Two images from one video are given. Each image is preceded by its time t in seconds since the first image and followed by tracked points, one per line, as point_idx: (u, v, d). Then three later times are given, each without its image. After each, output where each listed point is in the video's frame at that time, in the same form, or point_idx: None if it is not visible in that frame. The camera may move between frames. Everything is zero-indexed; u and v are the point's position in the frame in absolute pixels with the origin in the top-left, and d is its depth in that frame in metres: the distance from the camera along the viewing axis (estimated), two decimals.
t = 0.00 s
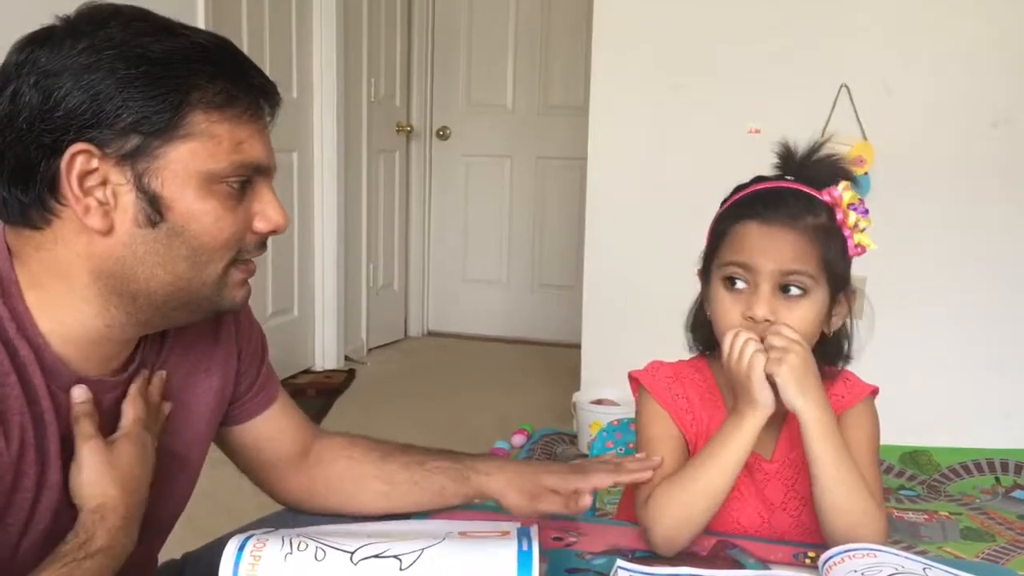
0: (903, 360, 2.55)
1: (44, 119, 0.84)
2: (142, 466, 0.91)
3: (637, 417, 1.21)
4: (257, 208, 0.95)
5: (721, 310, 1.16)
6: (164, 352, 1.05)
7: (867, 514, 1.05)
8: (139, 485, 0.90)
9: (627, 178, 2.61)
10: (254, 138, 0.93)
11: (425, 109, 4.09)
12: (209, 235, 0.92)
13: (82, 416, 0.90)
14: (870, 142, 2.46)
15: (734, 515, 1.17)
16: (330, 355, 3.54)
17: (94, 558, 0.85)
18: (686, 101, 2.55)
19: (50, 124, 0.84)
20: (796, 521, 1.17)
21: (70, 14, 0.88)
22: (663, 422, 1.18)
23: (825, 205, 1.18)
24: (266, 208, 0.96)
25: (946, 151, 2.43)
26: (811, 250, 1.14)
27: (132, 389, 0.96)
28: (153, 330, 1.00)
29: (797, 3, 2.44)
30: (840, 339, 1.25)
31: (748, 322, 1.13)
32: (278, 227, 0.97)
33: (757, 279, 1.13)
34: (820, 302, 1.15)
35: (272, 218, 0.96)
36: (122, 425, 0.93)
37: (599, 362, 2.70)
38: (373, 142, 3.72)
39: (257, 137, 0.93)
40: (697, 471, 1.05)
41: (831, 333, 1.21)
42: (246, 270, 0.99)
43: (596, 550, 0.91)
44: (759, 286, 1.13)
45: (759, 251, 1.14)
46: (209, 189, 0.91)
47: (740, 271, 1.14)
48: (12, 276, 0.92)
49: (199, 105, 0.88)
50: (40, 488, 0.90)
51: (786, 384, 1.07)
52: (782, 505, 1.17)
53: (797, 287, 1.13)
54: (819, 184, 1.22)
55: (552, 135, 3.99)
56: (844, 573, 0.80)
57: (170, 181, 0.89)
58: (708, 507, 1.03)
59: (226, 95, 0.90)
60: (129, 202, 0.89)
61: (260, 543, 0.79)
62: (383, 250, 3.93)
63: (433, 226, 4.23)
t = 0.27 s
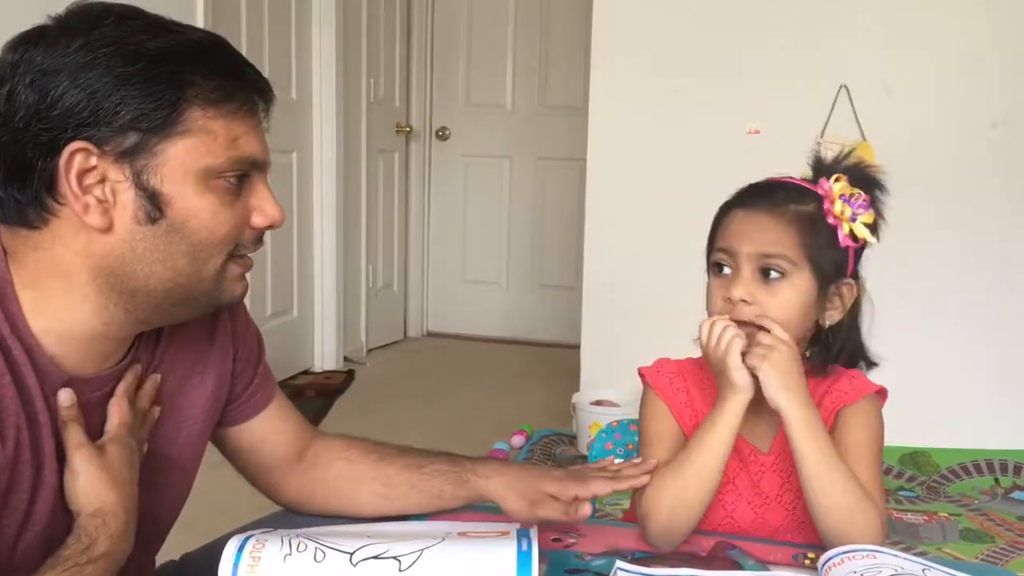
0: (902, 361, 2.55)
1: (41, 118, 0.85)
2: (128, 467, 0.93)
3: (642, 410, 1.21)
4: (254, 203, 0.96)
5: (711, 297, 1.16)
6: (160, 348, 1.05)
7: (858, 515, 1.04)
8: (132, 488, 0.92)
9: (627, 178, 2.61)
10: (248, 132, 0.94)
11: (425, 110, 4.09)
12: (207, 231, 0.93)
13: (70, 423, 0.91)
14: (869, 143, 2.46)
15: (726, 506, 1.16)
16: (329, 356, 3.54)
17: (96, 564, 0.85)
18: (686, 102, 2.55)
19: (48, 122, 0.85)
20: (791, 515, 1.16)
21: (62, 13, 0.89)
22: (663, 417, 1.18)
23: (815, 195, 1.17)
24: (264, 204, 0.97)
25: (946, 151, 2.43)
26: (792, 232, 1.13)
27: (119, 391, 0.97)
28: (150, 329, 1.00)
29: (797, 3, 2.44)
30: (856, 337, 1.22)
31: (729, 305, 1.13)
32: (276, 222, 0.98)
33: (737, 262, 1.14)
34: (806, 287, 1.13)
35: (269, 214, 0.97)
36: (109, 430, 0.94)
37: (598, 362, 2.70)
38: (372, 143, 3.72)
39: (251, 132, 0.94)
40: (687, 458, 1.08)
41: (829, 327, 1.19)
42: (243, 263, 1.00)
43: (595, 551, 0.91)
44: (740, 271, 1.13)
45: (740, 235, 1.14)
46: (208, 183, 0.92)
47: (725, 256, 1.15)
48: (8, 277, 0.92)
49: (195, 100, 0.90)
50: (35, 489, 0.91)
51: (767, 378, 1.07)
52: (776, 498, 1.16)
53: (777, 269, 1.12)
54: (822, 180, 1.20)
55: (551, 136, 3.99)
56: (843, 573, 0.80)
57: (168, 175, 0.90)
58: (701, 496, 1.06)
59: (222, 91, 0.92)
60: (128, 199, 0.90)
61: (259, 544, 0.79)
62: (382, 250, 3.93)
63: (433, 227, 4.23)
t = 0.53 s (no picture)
0: (902, 361, 2.55)
1: (49, 123, 0.84)
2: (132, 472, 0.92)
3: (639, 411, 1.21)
4: (257, 194, 0.97)
5: (705, 293, 1.16)
6: (164, 345, 1.04)
7: (856, 514, 1.04)
8: (133, 489, 0.92)
9: (627, 178, 2.61)
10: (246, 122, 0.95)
11: (425, 110, 4.09)
12: (218, 224, 0.94)
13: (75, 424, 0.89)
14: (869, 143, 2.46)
15: (725, 503, 1.16)
16: (329, 356, 3.54)
17: (97, 566, 0.89)
18: (686, 102, 2.54)
19: (57, 127, 0.84)
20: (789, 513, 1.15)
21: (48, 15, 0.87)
22: (661, 416, 1.18)
23: (809, 191, 1.16)
24: (266, 194, 0.98)
25: (945, 151, 2.43)
26: (783, 230, 1.13)
27: (134, 395, 0.95)
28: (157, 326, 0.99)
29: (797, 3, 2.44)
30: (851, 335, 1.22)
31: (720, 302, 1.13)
32: (277, 210, 0.99)
33: (729, 259, 1.13)
34: (799, 283, 1.12)
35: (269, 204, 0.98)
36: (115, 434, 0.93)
37: (598, 362, 2.70)
38: (372, 143, 3.72)
39: (249, 123, 0.95)
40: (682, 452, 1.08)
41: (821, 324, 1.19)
42: (248, 255, 1.00)
43: (594, 551, 0.91)
44: (732, 267, 1.13)
45: (732, 232, 1.14)
46: (217, 176, 0.93)
47: (717, 253, 1.15)
48: (9, 276, 0.90)
49: (201, 96, 0.90)
50: (41, 486, 0.90)
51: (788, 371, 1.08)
52: (775, 496, 1.15)
53: (768, 265, 1.12)
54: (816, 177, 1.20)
55: (551, 135, 3.99)
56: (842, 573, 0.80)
57: (182, 171, 0.91)
58: (698, 489, 1.06)
59: (222, 86, 0.92)
60: (142, 198, 0.90)
61: (258, 544, 0.79)
62: (382, 250, 3.93)
63: (432, 227, 4.23)
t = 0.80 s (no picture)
0: (902, 360, 2.55)
1: (76, 127, 0.82)
2: (146, 489, 0.92)
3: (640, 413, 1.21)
4: (268, 205, 0.96)
5: (694, 298, 1.17)
6: (171, 348, 1.03)
7: (853, 515, 1.04)
8: (147, 501, 0.91)
9: (627, 178, 2.61)
10: (265, 134, 0.93)
11: (424, 109, 4.09)
12: (233, 234, 0.93)
13: (88, 433, 0.89)
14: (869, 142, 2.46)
15: (728, 503, 1.16)
16: (329, 355, 3.54)
17: None
18: (686, 101, 2.54)
19: (84, 132, 0.83)
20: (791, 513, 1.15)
21: (77, 15, 0.85)
22: (663, 417, 1.18)
23: (793, 190, 1.16)
24: (276, 205, 0.96)
25: (945, 150, 2.43)
26: (767, 233, 1.12)
27: (144, 409, 0.95)
28: (160, 328, 0.97)
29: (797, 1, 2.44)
30: (850, 332, 1.20)
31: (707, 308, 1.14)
32: (287, 221, 0.97)
33: (714, 264, 1.14)
34: (785, 285, 1.12)
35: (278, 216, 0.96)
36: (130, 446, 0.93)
37: (598, 361, 2.70)
38: (371, 142, 3.72)
39: (268, 135, 0.94)
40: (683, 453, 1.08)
41: (814, 321, 1.18)
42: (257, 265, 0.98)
43: (594, 550, 0.91)
44: (717, 272, 1.13)
45: (717, 236, 1.14)
46: (234, 187, 0.92)
47: (703, 258, 1.15)
48: (21, 273, 0.89)
49: (225, 108, 0.89)
50: (52, 486, 0.88)
51: (768, 371, 1.08)
52: (776, 496, 1.15)
53: (752, 270, 1.12)
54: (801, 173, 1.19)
55: (551, 135, 3.98)
56: (842, 573, 0.80)
57: (201, 180, 0.89)
58: (700, 489, 1.06)
59: (248, 99, 0.91)
60: (161, 204, 0.89)
61: (257, 543, 0.79)
62: (382, 249, 3.93)
63: (432, 227, 4.23)
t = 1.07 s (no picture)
0: (902, 359, 2.55)
1: (149, 176, 0.77)
2: (151, 489, 0.89)
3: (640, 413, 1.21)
4: (317, 270, 0.89)
5: (693, 302, 1.17)
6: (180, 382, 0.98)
7: (854, 512, 1.04)
8: (151, 502, 0.88)
9: (626, 177, 2.61)
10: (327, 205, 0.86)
11: (424, 108, 4.08)
12: (280, 298, 0.86)
13: (98, 434, 0.86)
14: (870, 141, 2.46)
15: (726, 502, 1.16)
16: (329, 354, 3.54)
17: None
18: (686, 100, 2.54)
19: (157, 184, 0.77)
20: (788, 512, 1.15)
21: (172, 61, 0.80)
22: (662, 417, 1.18)
23: (787, 191, 1.16)
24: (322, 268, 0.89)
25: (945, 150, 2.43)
26: (762, 237, 1.12)
27: (145, 407, 0.92)
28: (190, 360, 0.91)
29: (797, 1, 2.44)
30: (847, 330, 1.21)
31: (705, 312, 1.14)
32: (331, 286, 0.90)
33: (711, 268, 1.14)
34: (783, 289, 1.12)
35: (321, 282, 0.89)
36: (133, 446, 0.90)
37: (598, 360, 2.70)
38: (371, 141, 3.72)
39: (329, 207, 0.87)
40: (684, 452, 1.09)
41: (813, 321, 1.17)
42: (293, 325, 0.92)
43: (594, 548, 0.91)
44: (715, 277, 1.13)
45: (713, 241, 1.14)
46: (289, 254, 0.85)
47: (699, 262, 1.15)
48: (51, 279, 0.84)
49: (299, 178, 0.82)
50: (64, 490, 0.85)
51: (767, 371, 1.08)
52: (775, 495, 1.15)
53: (749, 275, 1.12)
54: (795, 172, 1.19)
55: (551, 133, 3.98)
56: (842, 572, 0.80)
57: (259, 244, 0.82)
58: (701, 487, 1.06)
59: (323, 170, 0.85)
60: (218, 259, 0.83)
61: (256, 541, 0.79)
62: (382, 248, 3.92)
63: (432, 225, 4.23)
